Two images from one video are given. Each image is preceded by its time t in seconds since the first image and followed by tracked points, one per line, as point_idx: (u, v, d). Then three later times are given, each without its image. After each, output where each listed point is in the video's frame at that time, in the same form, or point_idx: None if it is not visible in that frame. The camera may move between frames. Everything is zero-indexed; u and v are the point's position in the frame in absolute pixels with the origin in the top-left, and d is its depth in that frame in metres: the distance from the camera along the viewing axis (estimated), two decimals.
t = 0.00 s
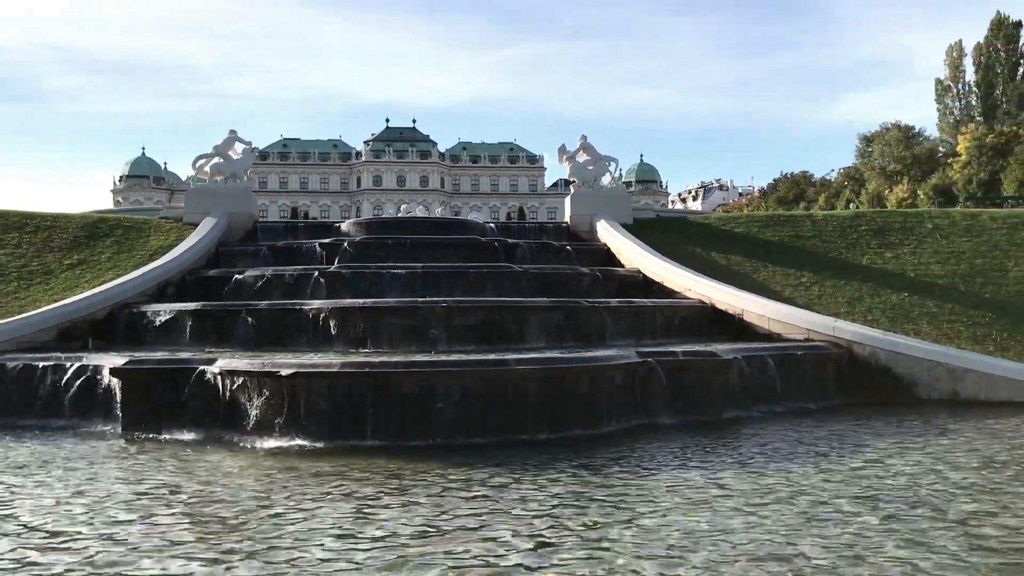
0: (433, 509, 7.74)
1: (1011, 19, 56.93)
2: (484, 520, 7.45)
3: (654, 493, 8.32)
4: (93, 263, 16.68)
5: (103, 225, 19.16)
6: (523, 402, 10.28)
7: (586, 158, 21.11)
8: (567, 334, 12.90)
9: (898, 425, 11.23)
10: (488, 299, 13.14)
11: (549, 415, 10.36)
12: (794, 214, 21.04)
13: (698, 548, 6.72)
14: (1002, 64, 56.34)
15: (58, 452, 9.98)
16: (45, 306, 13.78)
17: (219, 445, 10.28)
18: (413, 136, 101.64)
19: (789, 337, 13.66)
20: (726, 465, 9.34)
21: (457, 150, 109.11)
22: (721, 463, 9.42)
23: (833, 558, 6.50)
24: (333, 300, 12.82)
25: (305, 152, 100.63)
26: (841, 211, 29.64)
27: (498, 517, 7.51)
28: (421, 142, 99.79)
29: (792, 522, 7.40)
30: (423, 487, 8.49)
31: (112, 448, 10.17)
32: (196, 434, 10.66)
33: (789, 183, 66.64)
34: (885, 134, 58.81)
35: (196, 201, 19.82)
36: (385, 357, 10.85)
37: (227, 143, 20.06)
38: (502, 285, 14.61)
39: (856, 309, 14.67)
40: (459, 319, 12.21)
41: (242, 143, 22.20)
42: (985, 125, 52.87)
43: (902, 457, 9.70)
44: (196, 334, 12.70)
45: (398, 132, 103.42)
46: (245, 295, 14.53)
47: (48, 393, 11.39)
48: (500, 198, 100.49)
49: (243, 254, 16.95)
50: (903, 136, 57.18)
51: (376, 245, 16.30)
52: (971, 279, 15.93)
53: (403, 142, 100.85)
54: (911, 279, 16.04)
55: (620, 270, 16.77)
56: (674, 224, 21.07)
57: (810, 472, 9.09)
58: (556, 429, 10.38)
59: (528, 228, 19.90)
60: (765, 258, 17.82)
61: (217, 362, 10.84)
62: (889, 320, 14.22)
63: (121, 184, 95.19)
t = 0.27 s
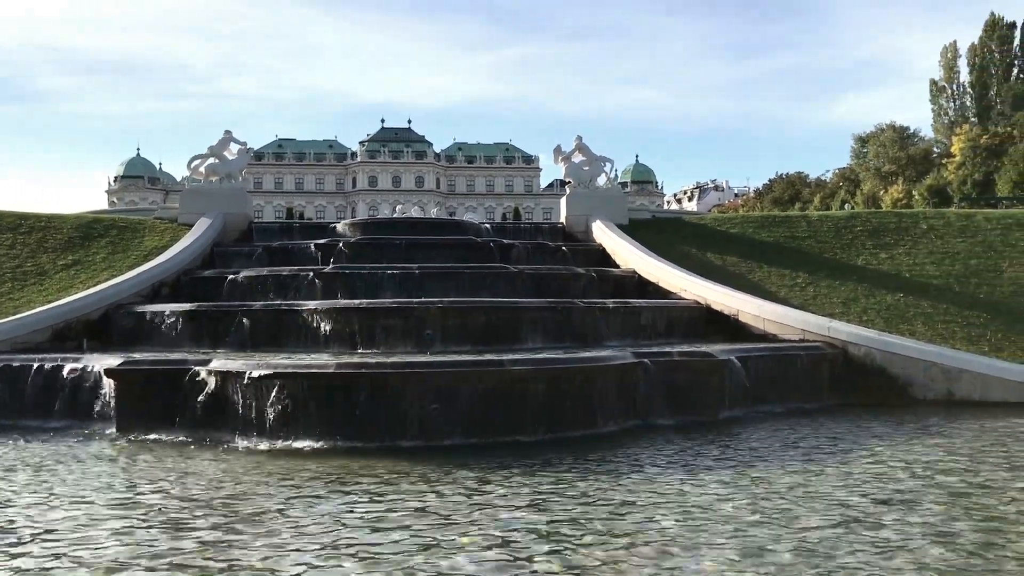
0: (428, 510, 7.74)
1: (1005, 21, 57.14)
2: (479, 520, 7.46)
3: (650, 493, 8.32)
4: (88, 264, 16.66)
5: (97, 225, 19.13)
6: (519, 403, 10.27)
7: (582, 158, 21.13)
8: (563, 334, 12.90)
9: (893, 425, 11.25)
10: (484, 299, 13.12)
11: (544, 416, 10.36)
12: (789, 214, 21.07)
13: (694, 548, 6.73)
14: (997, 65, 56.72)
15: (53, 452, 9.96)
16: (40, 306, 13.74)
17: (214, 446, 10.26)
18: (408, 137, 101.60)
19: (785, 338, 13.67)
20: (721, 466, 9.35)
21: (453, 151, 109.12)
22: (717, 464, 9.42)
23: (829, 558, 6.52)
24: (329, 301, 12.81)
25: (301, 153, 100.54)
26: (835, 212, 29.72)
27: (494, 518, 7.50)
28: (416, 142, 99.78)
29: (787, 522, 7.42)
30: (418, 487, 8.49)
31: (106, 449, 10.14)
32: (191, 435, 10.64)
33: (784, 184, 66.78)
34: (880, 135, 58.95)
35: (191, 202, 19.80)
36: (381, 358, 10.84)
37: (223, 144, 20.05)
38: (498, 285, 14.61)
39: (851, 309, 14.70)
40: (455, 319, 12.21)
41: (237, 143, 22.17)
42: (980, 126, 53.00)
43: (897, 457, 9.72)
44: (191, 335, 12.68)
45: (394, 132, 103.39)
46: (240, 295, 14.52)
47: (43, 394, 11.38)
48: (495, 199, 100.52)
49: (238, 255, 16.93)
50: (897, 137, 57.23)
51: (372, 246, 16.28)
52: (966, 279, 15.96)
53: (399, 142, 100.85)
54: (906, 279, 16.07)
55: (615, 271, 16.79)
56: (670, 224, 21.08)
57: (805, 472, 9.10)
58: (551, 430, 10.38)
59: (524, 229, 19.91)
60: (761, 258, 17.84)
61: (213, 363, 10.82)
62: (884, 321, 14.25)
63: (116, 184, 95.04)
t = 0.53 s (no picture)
0: (424, 510, 7.75)
1: (1000, 21, 57.28)
2: (475, 520, 7.47)
3: (645, 493, 8.33)
4: (84, 264, 16.64)
5: (93, 225, 19.11)
6: (515, 403, 10.27)
7: (578, 159, 21.14)
8: (559, 334, 12.90)
9: (889, 425, 11.27)
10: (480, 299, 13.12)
11: (540, 416, 10.36)
12: (786, 214, 21.09)
13: (689, 547, 6.75)
14: (992, 65, 56.83)
15: (49, 453, 9.95)
16: (36, 307, 13.72)
17: (210, 446, 10.25)
18: (405, 137, 101.59)
19: (781, 338, 13.68)
20: (717, 466, 9.36)
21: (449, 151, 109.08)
22: (713, 463, 9.44)
23: (824, 557, 6.54)
24: (325, 301, 12.81)
25: (297, 153, 100.46)
26: (831, 212, 29.74)
27: (489, 518, 7.50)
28: (413, 142, 99.75)
29: (782, 522, 7.44)
30: (414, 487, 8.50)
31: (102, 450, 10.14)
32: (187, 435, 10.63)
33: (780, 184, 66.83)
34: (876, 134, 59.01)
35: (187, 202, 19.79)
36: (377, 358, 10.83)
37: (218, 144, 20.03)
38: (494, 285, 14.61)
39: (847, 309, 14.71)
40: (451, 319, 12.20)
41: (233, 143, 22.15)
42: (975, 126, 53.09)
43: (892, 456, 9.75)
44: (187, 335, 12.66)
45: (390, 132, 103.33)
46: (236, 296, 14.50)
47: (38, 394, 11.36)
48: (492, 199, 100.50)
49: (234, 255, 16.92)
50: (893, 137, 57.27)
51: (368, 246, 16.28)
52: (961, 279, 15.99)
53: (396, 142, 100.81)
54: (903, 279, 16.08)
55: (612, 271, 16.80)
56: (666, 225, 21.10)
57: (801, 472, 9.12)
58: (547, 430, 10.39)
59: (520, 229, 19.91)
60: (757, 258, 17.85)
61: (209, 363, 10.81)
62: (880, 321, 14.27)
63: (112, 184, 94.88)
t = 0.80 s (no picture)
0: (421, 509, 7.75)
1: (995, 22, 57.44)
2: (473, 519, 7.47)
3: (642, 493, 8.34)
4: (79, 264, 16.60)
5: (88, 225, 19.06)
6: (512, 403, 10.27)
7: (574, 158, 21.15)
8: (556, 334, 12.90)
9: (885, 425, 11.29)
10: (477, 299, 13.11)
11: (537, 416, 10.35)
12: (782, 215, 21.12)
13: (687, 547, 6.76)
14: (988, 66, 56.98)
15: (45, 452, 9.93)
16: (31, 306, 13.69)
17: (207, 446, 10.24)
18: (401, 137, 101.51)
19: (777, 338, 13.70)
20: (714, 465, 9.38)
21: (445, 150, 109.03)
22: (710, 463, 9.45)
23: (821, 557, 6.56)
24: (321, 301, 12.79)
25: (293, 152, 100.35)
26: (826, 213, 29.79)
27: (486, 518, 7.51)
28: (409, 142, 99.71)
29: (779, 521, 7.46)
30: (410, 487, 8.50)
31: (97, 450, 10.12)
32: (183, 435, 10.62)
33: (776, 184, 66.91)
34: (871, 135, 59.10)
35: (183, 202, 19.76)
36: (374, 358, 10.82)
37: (214, 143, 20.00)
38: (491, 285, 14.61)
39: (843, 309, 14.74)
40: (448, 319, 12.20)
41: (228, 143, 22.10)
42: (971, 126, 53.20)
43: (888, 456, 9.77)
44: (183, 335, 12.64)
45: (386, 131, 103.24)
46: (232, 296, 14.48)
47: (34, 394, 11.33)
48: (488, 199, 100.49)
49: (230, 255, 16.89)
50: (889, 137, 57.30)
51: (364, 246, 16.26)
52: (957, 279, 16.03)
53: (392, 142, 100.76)
54: (899, 279, 16.11)
55: (608, 271, 16.81)
56: (662, 225, 21.11)
57: (797, 472, 9.14)
58: (543, 430, 10.39)
59: (516, 229, 19.91)
60: (753, 259, 17.87)
61: (205, 363, 10.79)
62: (876, 321, 14.29)
63: (107, 184, 94.68)
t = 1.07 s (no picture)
0: (415, 509, 7.75)
1: (990, 24, 57.59)
2: (467, 519, 7.47)
3: (636, 493, 8.34)
4: (74, 263, 16.57)
5: (83, 224, 19.03)
6: (507, 403, 10.27)
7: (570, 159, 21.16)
8: (551, 334, 12.90)
9: (879, 425, 11.31)
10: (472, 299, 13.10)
11: (532, 416, 10.35)
12: (777, 215, 21.14)
13: (681, 547, 6.77)
14: (983, 68, 57.12)
15: (39, 452, 9.91)
16: (25, 306, 13.65)
17: (201, 446, 10.23)
18: (398, 137, 101.45)
19: (772, 338, 13.71)
20: (708, 466, 9.39)
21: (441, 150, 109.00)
22: (704, 464, 9.46)
23: (815, 557, 6.57)
24: (317, 301, 12.77)
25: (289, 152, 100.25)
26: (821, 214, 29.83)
27: (481, 518, 7.51)
28: (405, 142, 99.67)
29: (773, 521, 7.46)
30: (405, 487, 8.49)
31: (91, 449, 10.09)
32: (177, 435, 10.60)
33: (772, 185, 67.00)
34: (867, 136, 59.20)
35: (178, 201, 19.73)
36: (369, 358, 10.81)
37: (210, 143, 19.97)
38: (486, 285, 14.60)
39: (838, 310, 14.76)
40: (443, 319, 12.19)
41: (224, 143, 22.07)
42: (966, 128, 53.33)
43: (882, 457, 9.79)
44: (178, 335, 12.62)
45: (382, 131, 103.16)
46: (227, 295, 14.46)
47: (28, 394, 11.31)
48: (484, 199, 100.47)
49: (225, 254, 16.87)
50: (885, 138, 57.38)
51: (360, 245, 16.25)
52: (951, 280, 16.07)
53: (388, 142, 100.72)
54: (894, 280, 16.14)
55: (604, 271, 16.82)
56: (658, 225, 21.12)
57: (792, 472, 9.15)
58: (538, 430, 10.38)
59: (512, 229, 19.91)
60: (749, 259, 17.89)
61: (200, 362, 10.77)
62: (870, 322, 14.31)
63: (102, 183, 94.48)
